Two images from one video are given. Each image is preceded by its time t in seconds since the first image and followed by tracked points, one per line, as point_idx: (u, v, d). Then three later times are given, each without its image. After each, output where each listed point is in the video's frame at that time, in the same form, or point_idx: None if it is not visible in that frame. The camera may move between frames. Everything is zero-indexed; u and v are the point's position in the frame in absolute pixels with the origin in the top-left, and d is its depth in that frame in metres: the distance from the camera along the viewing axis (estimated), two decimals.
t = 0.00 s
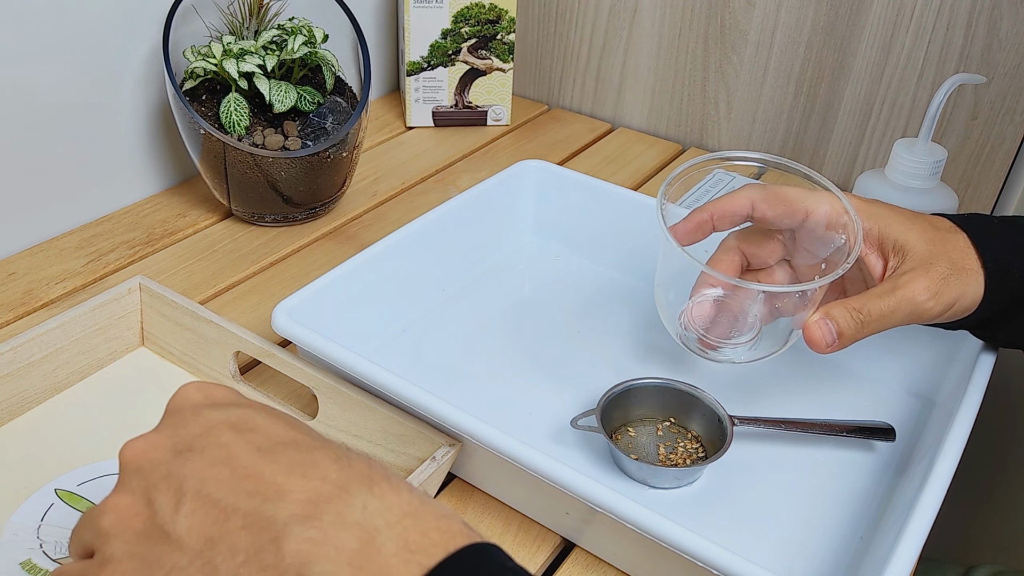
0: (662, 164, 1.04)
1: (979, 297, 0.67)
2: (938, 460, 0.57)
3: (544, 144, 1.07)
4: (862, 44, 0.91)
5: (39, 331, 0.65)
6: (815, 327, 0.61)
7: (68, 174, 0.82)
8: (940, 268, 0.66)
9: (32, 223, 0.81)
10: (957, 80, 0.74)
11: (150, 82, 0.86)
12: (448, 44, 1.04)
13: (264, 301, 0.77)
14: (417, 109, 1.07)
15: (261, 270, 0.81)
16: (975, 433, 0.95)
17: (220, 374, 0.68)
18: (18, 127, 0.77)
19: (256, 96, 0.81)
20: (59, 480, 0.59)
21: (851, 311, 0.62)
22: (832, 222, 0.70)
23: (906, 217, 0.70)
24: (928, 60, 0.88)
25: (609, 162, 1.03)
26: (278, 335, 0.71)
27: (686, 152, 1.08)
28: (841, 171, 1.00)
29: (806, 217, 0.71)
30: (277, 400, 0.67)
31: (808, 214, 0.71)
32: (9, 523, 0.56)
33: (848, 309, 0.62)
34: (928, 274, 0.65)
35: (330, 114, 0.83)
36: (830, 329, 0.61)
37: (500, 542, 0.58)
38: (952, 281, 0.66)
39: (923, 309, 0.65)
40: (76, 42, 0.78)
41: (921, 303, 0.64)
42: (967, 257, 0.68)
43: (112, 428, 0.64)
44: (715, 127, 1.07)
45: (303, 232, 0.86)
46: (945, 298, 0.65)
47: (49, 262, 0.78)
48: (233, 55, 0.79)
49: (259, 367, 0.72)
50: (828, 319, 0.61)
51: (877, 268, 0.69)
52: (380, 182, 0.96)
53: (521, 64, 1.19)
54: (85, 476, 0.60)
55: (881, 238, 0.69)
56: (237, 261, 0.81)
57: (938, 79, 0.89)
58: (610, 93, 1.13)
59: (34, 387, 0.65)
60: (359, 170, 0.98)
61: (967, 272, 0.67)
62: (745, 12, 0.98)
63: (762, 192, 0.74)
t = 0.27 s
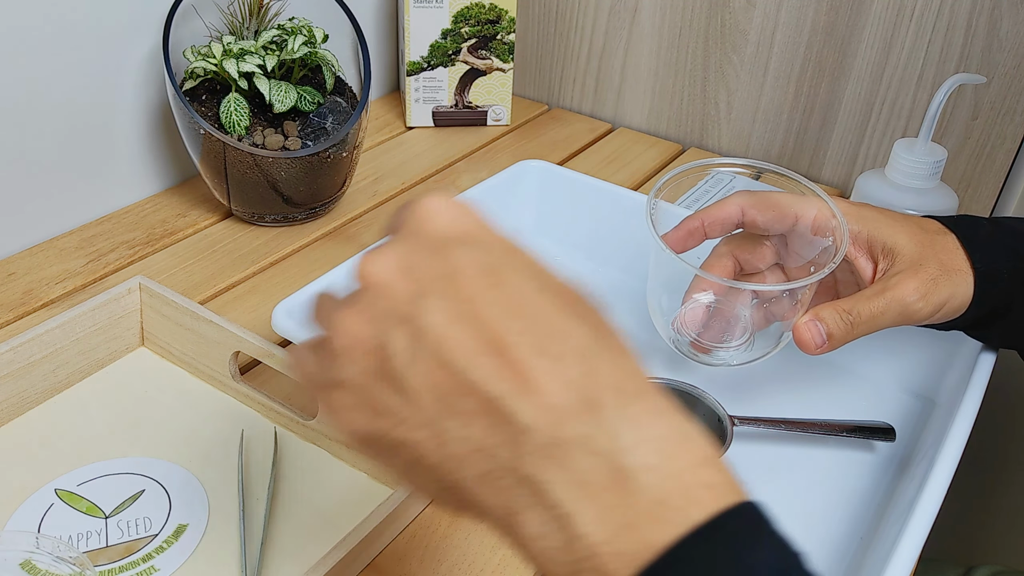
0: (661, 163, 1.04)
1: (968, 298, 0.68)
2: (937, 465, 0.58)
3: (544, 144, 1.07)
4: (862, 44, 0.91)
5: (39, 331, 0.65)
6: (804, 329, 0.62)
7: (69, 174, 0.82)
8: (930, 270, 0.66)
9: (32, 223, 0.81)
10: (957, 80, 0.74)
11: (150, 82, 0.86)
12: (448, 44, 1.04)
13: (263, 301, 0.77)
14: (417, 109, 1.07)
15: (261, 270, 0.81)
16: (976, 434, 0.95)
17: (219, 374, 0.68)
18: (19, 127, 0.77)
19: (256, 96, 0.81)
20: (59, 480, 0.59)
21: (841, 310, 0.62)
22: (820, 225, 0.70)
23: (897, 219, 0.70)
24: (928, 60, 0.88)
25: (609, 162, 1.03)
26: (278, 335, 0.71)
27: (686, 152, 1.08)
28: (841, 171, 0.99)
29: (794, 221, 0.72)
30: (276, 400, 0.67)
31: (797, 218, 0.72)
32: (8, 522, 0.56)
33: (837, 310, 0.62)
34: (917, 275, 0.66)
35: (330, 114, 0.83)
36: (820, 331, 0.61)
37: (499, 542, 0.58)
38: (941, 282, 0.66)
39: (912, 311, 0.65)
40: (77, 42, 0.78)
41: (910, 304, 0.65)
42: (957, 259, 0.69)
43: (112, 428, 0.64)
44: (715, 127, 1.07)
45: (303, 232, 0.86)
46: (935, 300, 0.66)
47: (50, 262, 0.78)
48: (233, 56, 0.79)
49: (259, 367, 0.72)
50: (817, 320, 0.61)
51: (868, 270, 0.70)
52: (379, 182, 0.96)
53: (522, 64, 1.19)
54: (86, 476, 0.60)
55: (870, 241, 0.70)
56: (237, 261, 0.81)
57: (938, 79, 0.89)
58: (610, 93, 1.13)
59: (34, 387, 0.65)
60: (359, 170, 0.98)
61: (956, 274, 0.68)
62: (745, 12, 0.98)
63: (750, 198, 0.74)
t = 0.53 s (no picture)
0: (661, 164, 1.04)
1: (981, 293, 0.66)
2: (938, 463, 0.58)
3: (545, 144, 1.07)
4: (862, 44, 0.91)
5: (38, 331, 0.65)
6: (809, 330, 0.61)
7: (69, 173, 0.82)
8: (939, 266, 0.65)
9: (33, 223, 0.81)
10: (957, 80, 0.74)
11: (151, 82, 0.86)
12: (448, 44, 1.04)
13: (263, 301, 0.77)
14: (417, 109, 1.07)
15: (261, 270, 0.81)
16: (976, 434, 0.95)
17: (219, 374, 0.68)
18: (19, 127, 0.77)
19: (257, 96, 0.81)
20: (59, 480, 0.59)
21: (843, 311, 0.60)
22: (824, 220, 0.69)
23: (905, 215, 0.69)
24: (928, 60, 0.88)
25: (610, 162, 1.03)
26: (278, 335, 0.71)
27: (686, 152, 1.08)
28: (842, 171, 0.99)
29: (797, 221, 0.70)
30: (276, 400, 0.67)
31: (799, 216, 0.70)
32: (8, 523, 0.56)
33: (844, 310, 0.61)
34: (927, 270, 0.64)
35: (330, 114, 0.83)
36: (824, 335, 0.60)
37: (499, 542, 0.58)
38: (951, 278, 0.65)
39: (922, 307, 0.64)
40: (77, 42, 0.78)
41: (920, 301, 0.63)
42: (969, 254, 0.67)
43: (112, 428, 0.64)
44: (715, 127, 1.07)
45: (303, 232, 0.86)
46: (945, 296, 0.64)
47: (49, 262, 0.78)
48: (233, 55, 0.79)
49: (259, 367, 0.72)
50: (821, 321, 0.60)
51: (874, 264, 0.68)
52: (380, 182, 0.96)
53: (522, 64, 1.19)
54: (86, 475, 0.60)
55: (877, 234, 0.68)
56: (236, 261, 0.81)
57: (938, 79, 0.89)
58: (611, 93, 1.13)
59: (34, 387, 0.65)
60: (359, 170, 0.98)
61: (967, 269, 0.66)
62: (745, 12, 0.98)
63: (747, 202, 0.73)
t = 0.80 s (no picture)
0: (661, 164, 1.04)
1: (999, 298, 0.65)
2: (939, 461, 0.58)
3: (545, 144, 1.07)
4: (862, 44, 0.91)
5: (38, 331, 0.65)
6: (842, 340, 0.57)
7: (69, 173, 0.82)
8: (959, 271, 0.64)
9: (33, 223, 0.81)
10: (958, 80, 0.74)
11: (151, 82, 0.86)
12: (448, 44, 1.04)
13: (264, 301, 0.77)
14: (417, 109, 1.07)
15: (261, 270, 0.81)
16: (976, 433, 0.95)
17: (220, 374, 0.68)
18: (19, 127, 0.77)
19: (256, 96, 0.81)
20: (58, 480, 0.59)
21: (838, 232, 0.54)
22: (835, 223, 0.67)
23: (918, 218, 0.67)
24: (928, 60, 0.88)
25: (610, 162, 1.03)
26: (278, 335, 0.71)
27: (686, 152, 1.08)
28: (841, 171, 1.00)
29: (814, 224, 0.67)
30: (276, 400, 0.67)
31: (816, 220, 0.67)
32: (8, 523, 0.56)
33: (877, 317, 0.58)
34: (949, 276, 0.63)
35: (330, 114, 0.83)
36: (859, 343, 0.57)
37: (499, 541, 0.58)
38: (974, 283, 0.64)
39: (946, 313, 0.62)
40: (77, 43, 0.78)
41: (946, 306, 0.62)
42: (986, 257, 0.66)
43: (112, 428, 0.64)
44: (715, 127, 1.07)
45: (303, 232, 0.86)
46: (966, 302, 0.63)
47: (49, 262, 0.78)
48: (233, 55, 0.79)
49: (259, 367, 0.72)
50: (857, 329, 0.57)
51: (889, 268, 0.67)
52: (380, 182, 0.96)
53: (522, 64, 1.19)
54: (86, 475, 0.60)
55: (891, 237, 0.67)
56: (237, 261, 0.81)
57: (938, 79, 0.89)
58: (611, 93, 1.13)
59: (34, 387, 0.65)
60: (359, 170, 0.98)
61: (987, 272, 0.65)
62: (745, 12, 0.98)
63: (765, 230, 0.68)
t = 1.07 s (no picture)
0: (661, 164, 1.04)
1: None
2: (940, 452, 0.58)
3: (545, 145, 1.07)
4: (862, 44, 0.91)
5: (38, 331, 0.64)
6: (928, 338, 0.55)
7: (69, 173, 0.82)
8: None
9: (33, 223, 0.81)
10: (958, 80, 0.74)
11: (151, 83, 0.86)
12: (448, 44, 1.04)
13: (264, 301, 0.77)
14: (417, 109, 1.07)
15: (261, 270, 0.81)
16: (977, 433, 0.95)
17: (220, 374, 0.68)
18: (19, 127, 0.77)
19: (256, 96, 0.81)
20: (59, 480, 0.59)
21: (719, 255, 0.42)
22: (917, 227, 0.65)
23: (998, 220, 0.65)
24: (928, 60, 0.88)
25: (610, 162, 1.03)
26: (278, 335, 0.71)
27: (686, 152, 1.08)
28: (842, 171, 0.99)
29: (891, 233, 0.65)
30: (276, 400, 0.67)
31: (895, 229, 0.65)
32: (8, 522, 0.56)
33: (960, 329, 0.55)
34: None
35: (330, 114, 0.83)
36: (947, 341, 0.55)
37: (499, 541, 0.58)
38: None
39: None
40: (77, 43, 0.78)
41: None
42: None
43: (113, 428, 0.64)
44: (715, 127, 1.07)
45: (304, 232, 0.86)
46: None
47: (49, 262, 0.78)
48: (233, 55, 0.79)
49: (259, 367, 0.72)
50: (941, 328, 0.55)
51: (972, 273, 0.64)
52: (380, 182, 0.96)
53: (522, 65, 1.19)
54: (86, 475, 0.60)
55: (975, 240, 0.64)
56: (237, 261, 0.81)
57: (938, 78, 0.89)
58: (611, 93, 1.13)
59: (34, 387, 0.65)
60: (359, 170, 0.98)
61: None
62: (745, 12, 0.98)
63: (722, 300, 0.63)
